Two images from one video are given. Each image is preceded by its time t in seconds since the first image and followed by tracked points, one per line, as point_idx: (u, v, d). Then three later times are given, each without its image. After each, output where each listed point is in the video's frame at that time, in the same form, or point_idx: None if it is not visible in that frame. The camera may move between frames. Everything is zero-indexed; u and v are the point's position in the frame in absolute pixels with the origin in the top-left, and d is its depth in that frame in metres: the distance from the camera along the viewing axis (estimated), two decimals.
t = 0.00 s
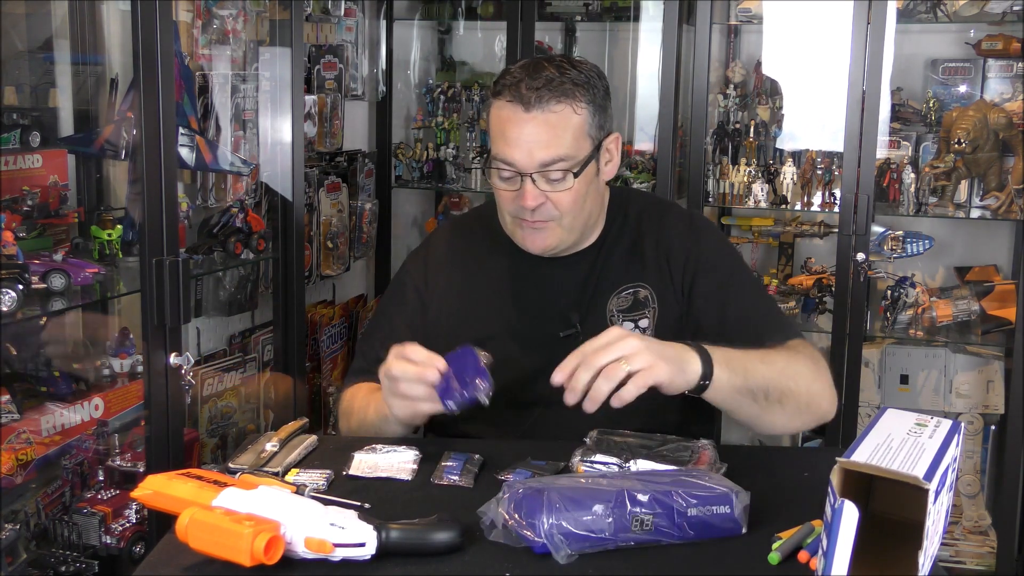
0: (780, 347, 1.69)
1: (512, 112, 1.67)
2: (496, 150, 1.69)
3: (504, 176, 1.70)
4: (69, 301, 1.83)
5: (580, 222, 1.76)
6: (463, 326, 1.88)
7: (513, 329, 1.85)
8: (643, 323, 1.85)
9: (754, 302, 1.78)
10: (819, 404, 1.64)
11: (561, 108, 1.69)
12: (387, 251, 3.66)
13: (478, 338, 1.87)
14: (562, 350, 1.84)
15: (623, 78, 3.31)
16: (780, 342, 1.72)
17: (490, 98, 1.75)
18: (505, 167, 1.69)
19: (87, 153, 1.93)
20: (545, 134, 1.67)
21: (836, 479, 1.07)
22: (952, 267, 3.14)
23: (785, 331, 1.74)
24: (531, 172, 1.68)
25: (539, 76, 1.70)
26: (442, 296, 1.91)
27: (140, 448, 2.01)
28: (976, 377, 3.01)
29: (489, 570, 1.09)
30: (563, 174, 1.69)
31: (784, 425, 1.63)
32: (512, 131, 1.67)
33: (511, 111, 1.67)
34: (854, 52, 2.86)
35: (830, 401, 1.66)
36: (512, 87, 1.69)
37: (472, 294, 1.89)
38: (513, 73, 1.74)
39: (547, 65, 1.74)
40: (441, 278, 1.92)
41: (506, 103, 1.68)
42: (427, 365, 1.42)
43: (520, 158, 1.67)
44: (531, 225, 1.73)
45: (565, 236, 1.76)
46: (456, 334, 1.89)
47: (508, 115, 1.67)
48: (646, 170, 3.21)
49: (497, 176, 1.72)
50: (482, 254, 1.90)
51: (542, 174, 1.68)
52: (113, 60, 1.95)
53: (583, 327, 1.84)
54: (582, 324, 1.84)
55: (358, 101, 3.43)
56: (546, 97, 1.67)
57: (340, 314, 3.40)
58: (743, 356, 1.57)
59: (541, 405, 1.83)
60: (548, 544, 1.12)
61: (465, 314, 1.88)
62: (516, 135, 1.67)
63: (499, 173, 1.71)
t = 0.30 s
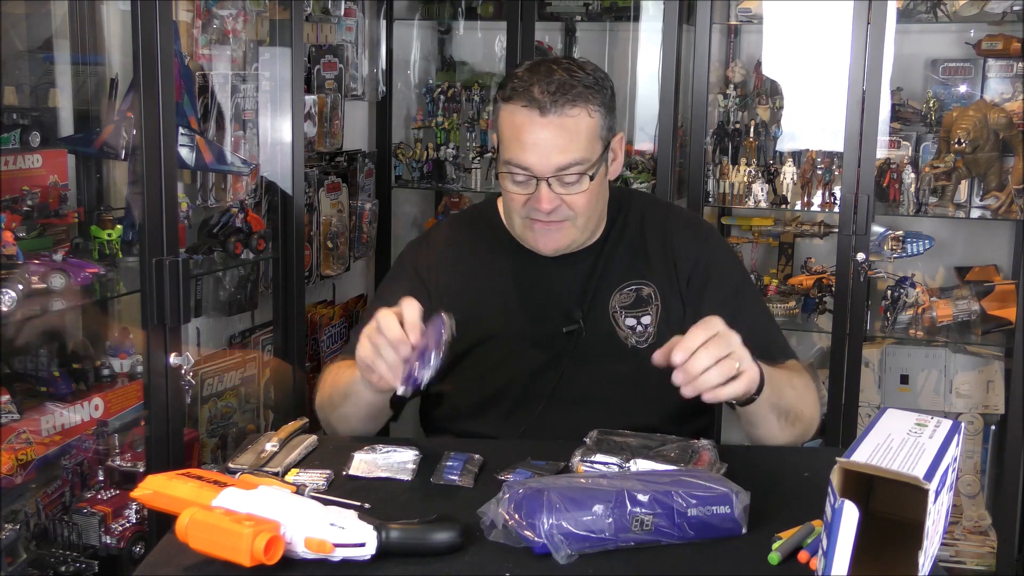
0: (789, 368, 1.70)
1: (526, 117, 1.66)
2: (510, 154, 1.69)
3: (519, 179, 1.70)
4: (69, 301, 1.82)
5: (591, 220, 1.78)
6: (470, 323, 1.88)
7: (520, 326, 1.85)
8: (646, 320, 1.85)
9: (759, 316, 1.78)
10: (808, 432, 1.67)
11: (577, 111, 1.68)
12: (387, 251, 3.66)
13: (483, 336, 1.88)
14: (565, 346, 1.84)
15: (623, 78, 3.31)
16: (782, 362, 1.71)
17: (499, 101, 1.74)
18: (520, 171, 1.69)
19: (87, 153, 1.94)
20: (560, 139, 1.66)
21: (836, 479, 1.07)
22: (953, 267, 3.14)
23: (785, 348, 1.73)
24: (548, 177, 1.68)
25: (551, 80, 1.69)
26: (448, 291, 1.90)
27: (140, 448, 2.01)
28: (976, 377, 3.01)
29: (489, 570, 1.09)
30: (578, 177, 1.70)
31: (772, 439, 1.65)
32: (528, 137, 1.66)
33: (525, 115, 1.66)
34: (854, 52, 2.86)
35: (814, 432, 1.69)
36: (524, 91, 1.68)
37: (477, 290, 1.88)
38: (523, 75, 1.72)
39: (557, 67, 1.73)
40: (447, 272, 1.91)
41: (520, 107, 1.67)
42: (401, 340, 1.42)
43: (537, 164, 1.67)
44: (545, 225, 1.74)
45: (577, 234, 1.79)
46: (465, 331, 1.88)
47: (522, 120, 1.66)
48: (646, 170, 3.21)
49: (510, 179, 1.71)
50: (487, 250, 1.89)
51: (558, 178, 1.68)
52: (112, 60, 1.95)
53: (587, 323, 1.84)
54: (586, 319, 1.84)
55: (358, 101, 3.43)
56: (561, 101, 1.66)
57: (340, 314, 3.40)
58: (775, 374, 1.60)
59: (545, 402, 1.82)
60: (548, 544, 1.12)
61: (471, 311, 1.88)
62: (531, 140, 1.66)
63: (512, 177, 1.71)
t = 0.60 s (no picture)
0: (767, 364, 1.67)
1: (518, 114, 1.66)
2: (498, 151, 1.69)
3: (506, 176, 1.70)
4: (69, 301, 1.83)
5: (579, 222, 1.78)
6: (474, 318, 1.85)
7: (521, 323, 1.84)
8: (642, 317, 1.85)
9: (748, 313, 1.78)
10: (798, 424, 1.61)
11: (565, 111, 1.68)
12: (387, 250, 3.66)
13: (486, 332, 1.85)
14: (564, 344, 1.84)
15: (623, 78, 3.31)
16: (767, 357, 1.71)
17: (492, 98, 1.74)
18: (507, 168, 1.69)
19: (87, 153, 1.94)
20: (547, 137, 1.66)
21: (836, 479, 1.07)
22: (953, 267, 3.14)
23: (772, 344, 1.73)
24: (534, 174, 1.68)
25: (543, 79, 1.69)
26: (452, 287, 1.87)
27: (140, 448, 2.01)
28: (976, 377, 3.01)
29: (489, 570, 1.09)
30: (564, 177, 1.70)
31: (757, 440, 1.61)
32: (518, 134, 1.66)
33: (515, 113, 1.66)
34: (854, 52, 2.86)
35: (807, 422, 1.63)
36: (516, 89, 1.68)
37: (481, 286, 1.86)
38: (517, 74, 1.73)
39: (551, 67, 1.73)
40: (451, 266, 1.88)
41: (511, 104, 1.67)
42: (434, 468, 1.27)
43: (525, 161, 1.67)
44: (530, 224, 1.74)
45: (564, 236, 1.78)
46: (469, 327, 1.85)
47: (511, 117, 1.66)
48: (646, 170, 3.21)
49: (498, 176, 1.72)
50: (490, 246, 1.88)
51: (544, 176, 1.68)
52: (112, 60, 1.95)
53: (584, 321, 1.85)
54: (583, 316, 1.85)
55: (358, 101, 3.43)
56: (550, 100, 1.66)
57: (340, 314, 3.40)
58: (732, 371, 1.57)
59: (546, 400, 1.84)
60: (548, 544, 1.12)
61: (474, 307, 1.86)
62: (519, 136, 1.66)
63: (501, 173, 1.71)
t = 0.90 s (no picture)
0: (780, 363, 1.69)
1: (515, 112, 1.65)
2: (498, 157, 1.67)
3: (507, 182, 1.69)
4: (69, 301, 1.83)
5: (579, 226, 1.78)
6: (467, 322, 1.86)
7: (514, 328, 1.84)
8: (636, 324, 1.85)
9: (750, 314, 1.80)
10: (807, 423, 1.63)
11: (565, 115, 1.67)
12: (387, 251, 3.66)
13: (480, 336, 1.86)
14: (557, 349, 1.84)
15: (622, 78, 3.32)
16: (777, 357, 1.73)
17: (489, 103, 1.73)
18: (508, 173, 1.68)
19: (87, 153, 1.94)
20: (548, 142, 1.65)
21: (836, 479, 1.07)
22: (953, 267, 3.14)
23: (777, 345, 1.75)
24: (536, 180, 1.67)
25: (540, 83, 1.68)
26: (444, 293, 1.88)
27: (140, 448, 2.01)
28: (976, 377, 3.01)
29: (489, 570, 1.09)
30: (566, 181, 1.68)
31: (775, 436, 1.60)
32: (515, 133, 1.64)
33: (513, 118, 1.65)
34: (854, 52, 2.86)
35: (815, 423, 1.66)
36: (513, 94, 1.67)
37: (472, 293, 1.87)
38: (513, 79, 1.71)
39: (547, 71, 1.72)
40: (440, 275, 1.89)
41: (508, 110, 1.66)
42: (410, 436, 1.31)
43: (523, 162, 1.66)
44: (532, 229, 1.74)
45: (565, 240, 1.79)
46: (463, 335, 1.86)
47: (510, 123, 1.65)
48: (646, 170, 3.21)
49: (499, 182, 1.70)
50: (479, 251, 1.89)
51: (546, 181, 1.67)
52: (112, 60, 1.95)
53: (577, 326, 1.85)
54: (576, 322, 1.84)
55: (358, 101, 3.43)
56: (549, 105, 1.65)
57: (340, 314, 3.40)
58: (756, 370, 1.56)
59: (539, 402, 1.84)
60: (548, 545, 1.12)
61: (468, 310, 1.86)
62: (518, 142, 1.65)
63: (500, 179, 1.70)
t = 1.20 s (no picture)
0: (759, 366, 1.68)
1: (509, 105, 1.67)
2: (490, 150, 1.70)
3: (497, 176, 1.71)
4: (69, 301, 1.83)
5: (570, 227, 1.76)
6: (465, 323, 1.86)
7: (512, 328, 1.84)
8: (636, 326, 1.85)
9: (740, 316, 1.79)
10: (790, 426, 1.62)
11: (558, 112, 1.68)
12: (387, 251, 3.66)
13: (478, 336, 1.86)
14: (556, 351, 1.84)
15: (623, 78, 3.31)
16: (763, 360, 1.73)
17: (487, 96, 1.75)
18: (497, 167, 1.70)
19: (87, 153, 1.94)
20: (538, 137, 1.67)
21: (836, 479, 1.07)
22: (953, 267, 3.14)
23: (768, 348, 1.75)
24: (522, 174, 1.68)
25: (537, 79, 1.70)
26: (443, 293, 1.89)
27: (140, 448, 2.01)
28: (976, 377, 3.01)
29: (489, 570, 1.09)
30: (554, 178, 1.69)
31: (745, 435, 1.62)
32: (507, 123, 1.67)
33: (506, 111, 1.67)
34: (854, 52, 2.86)
35: (803, 427, 1.65)
36: (510, 87, 1.69)
37: (471, 293, 1.87)
38: (513, 74, 1.73)
39: (548, 68, 1.73)
40: (439, 275, 1.90)
41: (503, 103, 1.68)
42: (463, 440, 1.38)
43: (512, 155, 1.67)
44: (520, 225, 1.73)
45: (554, 241, 1.77)
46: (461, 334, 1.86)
47: (503, 116, 1.68)
48: (647, 170, 3.21)
49: (489, 175, 1.72)
50: (479, 252, 1.89)
51: (533, 176, 1.68)
52: (112, 60, 1.95)
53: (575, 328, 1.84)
54: (575, 324, 1.84)
55: (358, 101, 3.43)
56: (542, 100, 1.67)
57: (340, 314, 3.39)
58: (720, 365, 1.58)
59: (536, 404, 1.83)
60: (548, 544, 1.12)
61: (466, 311, 1.87)
62: (510, 136, 1.67)
63: (491, 173, 1.72)
